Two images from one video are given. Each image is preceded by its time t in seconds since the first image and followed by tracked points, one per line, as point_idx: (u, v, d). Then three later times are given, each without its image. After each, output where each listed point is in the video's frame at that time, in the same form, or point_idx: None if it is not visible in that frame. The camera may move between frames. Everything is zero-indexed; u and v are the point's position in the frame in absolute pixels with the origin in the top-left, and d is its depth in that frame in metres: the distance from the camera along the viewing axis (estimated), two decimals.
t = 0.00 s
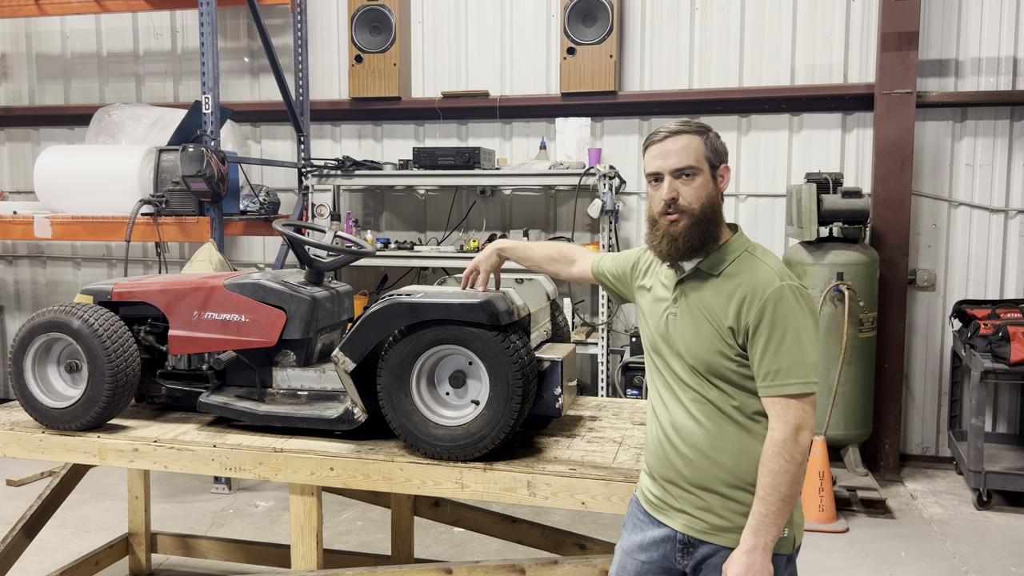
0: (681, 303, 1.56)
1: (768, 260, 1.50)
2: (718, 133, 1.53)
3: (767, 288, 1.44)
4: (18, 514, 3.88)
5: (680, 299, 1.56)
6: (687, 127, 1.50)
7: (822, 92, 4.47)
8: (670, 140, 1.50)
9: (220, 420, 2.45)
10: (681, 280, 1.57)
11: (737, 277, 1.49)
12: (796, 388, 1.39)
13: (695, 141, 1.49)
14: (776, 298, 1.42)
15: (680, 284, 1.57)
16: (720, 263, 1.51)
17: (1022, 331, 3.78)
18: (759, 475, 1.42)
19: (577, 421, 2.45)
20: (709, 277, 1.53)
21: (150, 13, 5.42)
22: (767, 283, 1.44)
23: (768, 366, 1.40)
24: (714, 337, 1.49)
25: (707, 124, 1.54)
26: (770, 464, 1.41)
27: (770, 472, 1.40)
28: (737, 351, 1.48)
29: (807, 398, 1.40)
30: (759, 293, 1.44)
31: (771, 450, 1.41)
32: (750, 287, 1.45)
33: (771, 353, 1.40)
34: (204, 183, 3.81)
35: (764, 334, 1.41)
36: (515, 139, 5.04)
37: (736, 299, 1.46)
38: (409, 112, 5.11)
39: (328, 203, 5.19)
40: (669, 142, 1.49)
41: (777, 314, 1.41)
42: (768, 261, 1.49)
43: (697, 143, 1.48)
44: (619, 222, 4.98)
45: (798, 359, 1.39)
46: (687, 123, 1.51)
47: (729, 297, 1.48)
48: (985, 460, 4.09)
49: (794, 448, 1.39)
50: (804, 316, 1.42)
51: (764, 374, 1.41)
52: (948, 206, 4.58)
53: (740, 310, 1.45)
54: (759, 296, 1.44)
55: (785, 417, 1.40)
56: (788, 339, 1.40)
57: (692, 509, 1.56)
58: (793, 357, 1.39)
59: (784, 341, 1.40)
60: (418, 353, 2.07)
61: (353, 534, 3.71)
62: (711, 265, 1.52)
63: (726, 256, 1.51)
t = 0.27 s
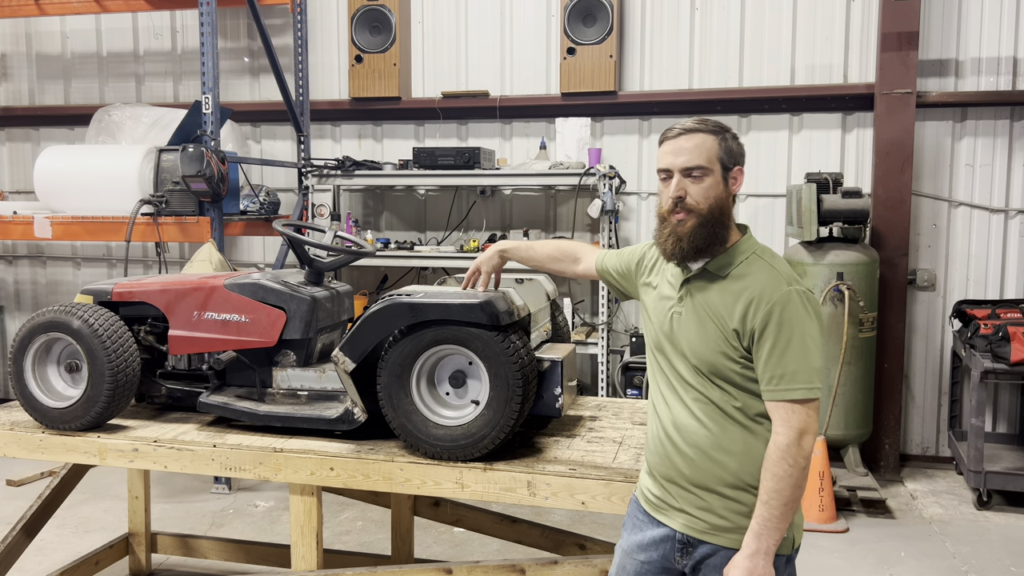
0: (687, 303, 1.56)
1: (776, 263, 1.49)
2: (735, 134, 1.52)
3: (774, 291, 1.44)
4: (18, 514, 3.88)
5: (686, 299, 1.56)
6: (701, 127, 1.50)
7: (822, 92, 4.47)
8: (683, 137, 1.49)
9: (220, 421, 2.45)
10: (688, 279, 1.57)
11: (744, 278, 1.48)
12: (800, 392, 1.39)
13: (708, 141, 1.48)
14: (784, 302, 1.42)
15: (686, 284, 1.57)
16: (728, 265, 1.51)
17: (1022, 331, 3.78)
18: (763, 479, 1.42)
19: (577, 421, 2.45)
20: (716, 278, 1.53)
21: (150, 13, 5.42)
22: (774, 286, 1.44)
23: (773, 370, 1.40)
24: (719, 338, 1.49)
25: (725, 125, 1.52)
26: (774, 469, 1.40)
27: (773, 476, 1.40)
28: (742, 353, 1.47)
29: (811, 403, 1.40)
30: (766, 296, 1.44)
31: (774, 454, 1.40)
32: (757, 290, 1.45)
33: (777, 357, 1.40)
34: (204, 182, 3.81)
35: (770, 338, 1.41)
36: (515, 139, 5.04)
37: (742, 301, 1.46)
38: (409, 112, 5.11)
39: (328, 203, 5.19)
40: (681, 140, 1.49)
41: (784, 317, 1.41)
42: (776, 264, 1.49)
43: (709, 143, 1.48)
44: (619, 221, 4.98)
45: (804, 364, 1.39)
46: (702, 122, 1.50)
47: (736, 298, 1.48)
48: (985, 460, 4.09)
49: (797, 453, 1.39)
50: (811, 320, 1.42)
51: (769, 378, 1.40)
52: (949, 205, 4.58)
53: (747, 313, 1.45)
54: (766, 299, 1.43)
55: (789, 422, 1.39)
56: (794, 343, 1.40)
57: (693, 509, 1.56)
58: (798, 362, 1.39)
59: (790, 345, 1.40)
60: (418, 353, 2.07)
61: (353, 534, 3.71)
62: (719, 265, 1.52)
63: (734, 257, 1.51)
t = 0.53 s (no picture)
0: (692, 299, 1.55)
1: (785, 266, 1.49)
2: (756, 137, 1.49)
3: (782, 294, 1.43)
4: (18, 514, 3.88)
5: (691, 295, 1.55)
6: (716, 127, 1.49)
7: (822, 92, 4.47)
8: (696, 134, 1.50)
9: (220, 420, 2.45)
10: (695, 275, 1.57)
11: (753, 279, 1.48)
12: (801, 398, 1.38)
13: (718, 141, 1.47)
14: (792, 306, 1.41)
15: (693, 280, 1.57)
16: (737, 264, 1.50)
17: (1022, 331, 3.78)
18: (758, 482, 1.42)
19: (577, 421, 2.45)
20: (723, 277, 1.52)
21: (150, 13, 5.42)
22: (782, 289, 1.43)
23: (776, 373, 1.40)
24: (722, 337, 1.48)
25: (747, 126, 1.50)
26: (769, 473, 1.40)
27: (768, 480, 1.40)
28: (745, 354, 1.47)
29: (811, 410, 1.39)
30: (774, 298, 1.43)
31: (771, 459, 1.40)
32: (765, 291, 1.44)
33: (781, 360, 1.40)
34: (204, 183, 3.81)
35: (775, 341, 1.40)
36: (515, 139, 5.05)
37: (749, 302, 1.46)
38: (409, 112, 5.11)
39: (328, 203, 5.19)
40: (691, 137, 1.50)
41: (790, 320, 1.40)
42: (785, 266, 1.48)
43: (718, 143, 1.47)
44: (620, 221, 4.98)
45: (807, 369, 1.39)
46: (718, 122, 1.49)
47: (743, 298, 1.47)
48: (985, 460, 4.09)
49: (794, 458, 1.39)
50: (817, 326, 1.42)
51: (772, 381, 1.40)
52: (948, 206, 4.58)
53: (753, 314, 1.44)
54: (773, 302, 1.43)
55: (788, 427, 1.39)
56: (798, 347, 1.39)
57: (685, 505, 1.56)
58: (801, 367, 1.39)
59: (795, 350, 1.39)
60: (418, 353, 2.07)
61: (353, 534, 3.71)
62: (728, 264, 1.51)
63: (743, 257, 1.51)
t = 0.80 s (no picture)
0: (693, 298, 1.54)
1: (788, 269, 1.48)
2: (756, 138, 1.47)
3: (784, 297, 1.42)
4: (18, 514, 3.88)
5: (692, 294, 1.55)
6: (713, 125, 1.49)
7: (822, 92, 4.47)
8: (693, 131, 1.51)
9: (220, 420, 2.45)
10: (697, 273, 1.56)
11: (755, 281, 1.47)
12: (800, 402, 1.38)
13: (710, 139, 1.48)
14: (793, 310, 1.41)
15: (695, 279, 1.56)
16: (740, 266, 1.49)
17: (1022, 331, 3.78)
18: (753, 485, 1.42)
19: (577, 421, 2.45)
20: (725, 277, 1.51)
21: (150, 13, 5.42)
22: (785, 292, 1.43)
23: (775, 377, 1.39)
24: (723, 338, 1.48)
25: (749, 126, 1.48)
26: (765, 475, 1.40)
27: (764, 483, 1.39)
28: (744, 355, 1.47)
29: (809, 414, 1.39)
30: (776, 301, 1.42)
31: (768, 462, 1.39)
32: (767, 294, 1.44)
33: (781, 364, 1.39)
34: (204, 183, 3.81)
35: (776, 344, 1.40)
36: (515, 139, 5.04)
37: (751, 304, 1.45)
38: (409, 112, 5.11)
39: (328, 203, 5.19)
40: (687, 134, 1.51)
41: (791, 324, 1.40)
42: (788, 269, 1.47)
43: (710, 141, 1.47)
44: (620, 221, 4.98)
45: (807, 374, 1.38)
46: (716, 120, 1.50)
47: (744, 300, 1.46)
48: (985, 460, 4.09)
49: (790, 461, 1.39)
50: (817, 330, 1.41)
51: (770, 386, 1.39)
52: (949, 206, 4.58)
53: (754, 316, 1.44)
54: (774, 305, 1.42)
55: (785, 431, 1.39)
56: (798, 352, 1.39)
57: (680, 503, 1.56)
58: (801, 372, 1.38)
59: (795, 354, 1.39)
60: (418, 353, 2.07)
61: (353, 534, 3.71)
62: (730, 265, 1.50)
63: (746, 258, 1.50)
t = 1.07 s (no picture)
0: (691, 299, 1.54)
1: (786, 271, 1.47)
2: (737, 141, 1.46)
3: (782, 301, 1.42)
4: (19, 514, 3.88)
5: (690, 294, 1.55)
6: (698, 129, 1.51)
7: (822, 92, 4.47)
8: (680, 136, 1.53)
9: (220, 421, 2.45)
10: (696, 273, 1.56)
11: (752, 284, 1.46)
12: (796, 406, 1.38)
13: (692, 143, 1.50)
14: (790, 314, 1.40)
15: (693, 279, 1.56)
16: (737, 268, 1.49)
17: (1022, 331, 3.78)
18: (750, 488, 1.42)
19: (577, 421, 2.45)
20: (723, 278, 1.51)
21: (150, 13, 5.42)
22: (782, 296, 1.42)
23: (771, 381, 1.39)
24: (720, 339, 1.48)
25: (732, 129, 1.48)
26: (761, 479, 1.40)
27: (761, 486, 1.39)
28: (741, 357, 1.46)
29: (805, 418, 1.39)
30: (773, 304, 1.42)
31: (765, 465, 1.39)
32: (764, 297, 1.43)
33: (777, 368, 1.39)
34: (204, 183, 3.81)
35: (772, 348, 1.39)
36: (515, 139, 5.04)
37: (748, 306, 1.44)
38: (409, 112, 5.11)
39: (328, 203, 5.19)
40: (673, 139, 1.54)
41: (788, 327, 1.40)
42: (786, 272, 1.47)
43: (691, 145, 1.49)
44: (620, 222, 4.98)
45: (803, 378, 1.38)
46: (702, 124, 1.51)
47: (741, 302, 1.46)
48: (985, 460, 4.09)
49: (786, 465, 1.39)
50: (814, 334, 1.41)
51: (765, 390, 1.39)
52: (949, 206, 4.58)
53: (751, 319, 1.44)
54: (771, 309, 1.42)
55: (782, 434, 1.39)
56: (794, 355, 1.39)
57: (676, 503, 1.56)
58: (797, 375, 1.38)
59: (791, 358, 1.38)
60: (418, 353, 2.07)
61: (353, 534, 3.71)
62: (728, 266, 1.50)
63: (744, 260, 1.49)
